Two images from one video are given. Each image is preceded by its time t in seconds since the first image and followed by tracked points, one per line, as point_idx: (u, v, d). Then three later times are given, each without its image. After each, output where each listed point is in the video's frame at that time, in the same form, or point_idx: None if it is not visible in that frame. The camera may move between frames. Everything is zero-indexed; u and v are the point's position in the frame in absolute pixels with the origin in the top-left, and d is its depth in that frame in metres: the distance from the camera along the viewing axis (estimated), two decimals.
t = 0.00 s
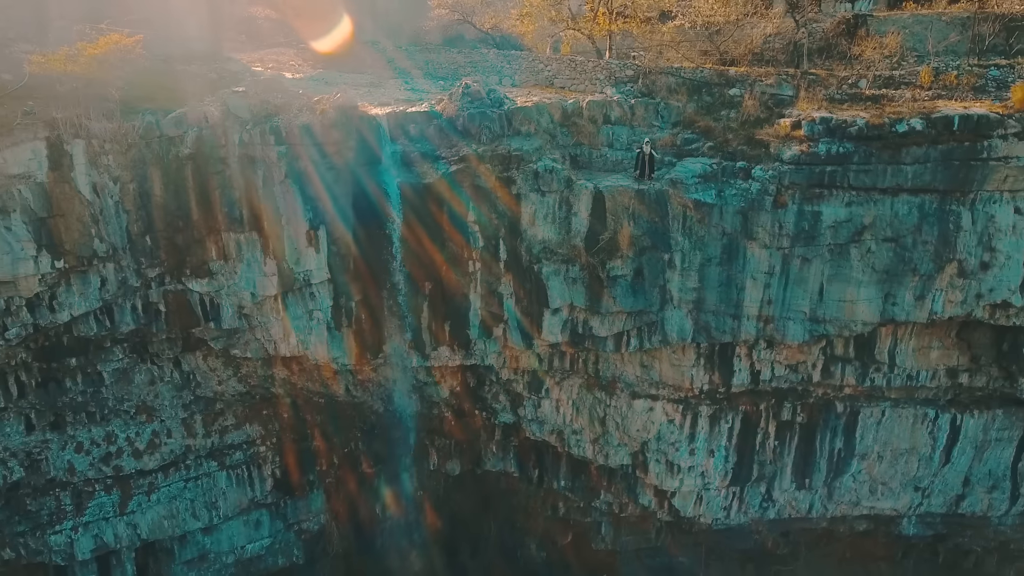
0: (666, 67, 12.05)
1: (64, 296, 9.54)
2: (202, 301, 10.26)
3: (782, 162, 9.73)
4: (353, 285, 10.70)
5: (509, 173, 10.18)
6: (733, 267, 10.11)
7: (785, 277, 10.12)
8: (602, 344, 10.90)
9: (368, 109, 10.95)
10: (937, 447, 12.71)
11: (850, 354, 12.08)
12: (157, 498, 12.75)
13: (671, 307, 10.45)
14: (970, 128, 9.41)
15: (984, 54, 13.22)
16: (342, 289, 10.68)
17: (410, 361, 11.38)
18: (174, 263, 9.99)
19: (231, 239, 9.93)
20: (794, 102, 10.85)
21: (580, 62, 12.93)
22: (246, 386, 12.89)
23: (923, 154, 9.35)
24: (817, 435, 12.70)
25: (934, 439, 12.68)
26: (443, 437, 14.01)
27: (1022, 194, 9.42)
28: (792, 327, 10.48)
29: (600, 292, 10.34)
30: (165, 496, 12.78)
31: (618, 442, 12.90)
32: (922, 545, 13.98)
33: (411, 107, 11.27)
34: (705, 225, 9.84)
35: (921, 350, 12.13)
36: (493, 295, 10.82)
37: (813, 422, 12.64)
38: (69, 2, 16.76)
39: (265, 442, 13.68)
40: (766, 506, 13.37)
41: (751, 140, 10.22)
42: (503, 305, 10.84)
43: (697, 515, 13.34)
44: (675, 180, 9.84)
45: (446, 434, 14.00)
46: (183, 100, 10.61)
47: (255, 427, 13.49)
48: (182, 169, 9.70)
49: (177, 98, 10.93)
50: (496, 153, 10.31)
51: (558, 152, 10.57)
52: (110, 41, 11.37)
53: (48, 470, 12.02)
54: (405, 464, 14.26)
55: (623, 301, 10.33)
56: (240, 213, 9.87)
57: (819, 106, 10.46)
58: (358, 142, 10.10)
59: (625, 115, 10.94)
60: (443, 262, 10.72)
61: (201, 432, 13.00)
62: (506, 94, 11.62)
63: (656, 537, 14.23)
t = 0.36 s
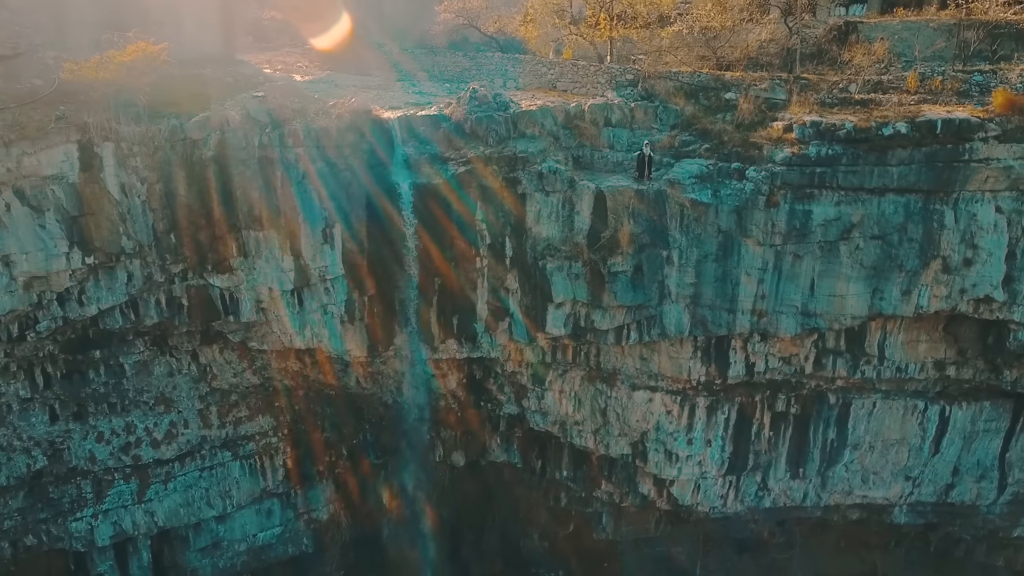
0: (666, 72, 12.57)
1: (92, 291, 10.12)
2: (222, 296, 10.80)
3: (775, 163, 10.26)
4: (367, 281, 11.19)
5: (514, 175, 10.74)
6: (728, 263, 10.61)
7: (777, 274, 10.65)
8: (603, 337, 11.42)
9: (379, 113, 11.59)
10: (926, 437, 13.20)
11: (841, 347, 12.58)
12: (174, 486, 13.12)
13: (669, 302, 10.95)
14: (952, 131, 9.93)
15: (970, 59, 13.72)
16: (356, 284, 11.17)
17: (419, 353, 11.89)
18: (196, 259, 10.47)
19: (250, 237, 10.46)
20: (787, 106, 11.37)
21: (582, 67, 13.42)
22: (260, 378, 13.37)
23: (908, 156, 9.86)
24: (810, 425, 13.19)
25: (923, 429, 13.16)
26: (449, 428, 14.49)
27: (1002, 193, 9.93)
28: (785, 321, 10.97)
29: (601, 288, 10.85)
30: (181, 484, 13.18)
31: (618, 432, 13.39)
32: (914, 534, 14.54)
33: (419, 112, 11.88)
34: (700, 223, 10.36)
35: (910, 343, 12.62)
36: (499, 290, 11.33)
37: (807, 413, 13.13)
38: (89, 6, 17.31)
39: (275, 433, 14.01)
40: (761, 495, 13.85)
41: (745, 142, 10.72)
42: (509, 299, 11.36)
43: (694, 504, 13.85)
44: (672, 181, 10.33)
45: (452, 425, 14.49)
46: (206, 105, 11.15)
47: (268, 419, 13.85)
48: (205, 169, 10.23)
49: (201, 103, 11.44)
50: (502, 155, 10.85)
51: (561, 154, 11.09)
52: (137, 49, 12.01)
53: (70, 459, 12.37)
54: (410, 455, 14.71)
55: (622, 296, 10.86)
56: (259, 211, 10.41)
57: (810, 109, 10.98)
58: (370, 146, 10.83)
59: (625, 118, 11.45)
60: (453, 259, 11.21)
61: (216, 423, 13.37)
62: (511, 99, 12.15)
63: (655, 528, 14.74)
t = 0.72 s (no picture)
0: (664, 75, 13.08)
1: (118, 285, 10.67)
2: (241, 291, 11.31)
3: (768, 163, 10.77)
4: (379, 276, 11.72)
5: (519, 175, 11.25)
6: (724, 259, 11.12)
7: (770, 269, 11.15)
8: (604, 329, 11.94)
9: (391, 115, 12.08)
10: (918, 428, 13.54)
11: (833, 339, 13.08)
12: (189, 476, 13.27)
13: (667, 296, 11.46)
14: (937, 133, 10.45)
15: (956, 64, 14.24)
16: (369, 279, 11.69)
17: (428, 346, 12.42)
18: (217, 256, 11.07)
19: (269, 234, 11.00)
20: (780, 108, 11.88)
21: (584, 70, 13.92)
22: (274, 370, 13.55)
23: (894, 157, 10.40)
24: (805, 415, 13.63)
25: (913, 421, 13.54)
26: (455, 420, 14.99)
27: (984, 193, 10.44)
28: (778, 314, 11.47)
29: (603, 282, 11.35)
30: (196, 473, 13.34)
31: (619, 422, 13.88)
32: (906, 523, 15.03)
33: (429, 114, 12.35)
34: (697, 221, 10.87)
35: (899, 336, 13.10)
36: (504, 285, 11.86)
37: (800, 404, 13.59)
38: (107, 10, 17.43)
39: (288, 425, 14.24)
40: (757, 483, 14.25)
41: (740, 143, 11.22)
42: (514, 294, 11.89)
43: (692, 492, 14.21)
44: (670, 181, 10.82)
45: (458, 416, 14.99)
46: (225, 108, 11.69)
47: (280, 411, 14.04)
48: (226, 170, 10.81)
49: (220, 106, 11.95)
50: (509, 155, 11.37)
51: (564, 155, 11.57)
52: (160, 55, 12.41)
53: (90, 448, 12.51)
54: (417, 445, 15.19)
55: (622, 291, 11.37)
56: (278, 210, 10.95)
57: (802, 112, 11.51)
58: (383, 147, 11.26)
59: (626, 120, 11.95)
60: (462, 254, 11.71)
61: (231, 414, 13.52)
62: (516, 101, 12.66)
63: (655, 518, 15.23)
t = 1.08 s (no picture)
0: (662, 79, 13.62)
1: (141, 280, 11.26)
2: (257, 285, 11.88)
3: (760, 163, 11.31)
4: (388, 271, 12.26)
5: (523, 175, 11.77)
6: (718, 256, 11.65)
7: (763, 265, 11.68)
8: (604, 322, 12.44)
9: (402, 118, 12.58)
10: (907, 418, 14.04)
11: (824, 333, 13.59)
12: (203, 465, 13.73)
13: (665, 291, 11.99)
14: (921, 134, 10.96)
15: (942, 68, 14.77)
16: (379, 274, 12.23)
17: (435, 338, 12.98)
18: (235, 252, 11.62)
19: (284, 232, 11.56)
20: (773, 111, 12.43)
21: (584, 73, 14.43)
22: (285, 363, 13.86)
23: (880, 158, 10.93)
24: (798, 406, 14.14)
25: (903, 412, 14.03)
26: (460, 411, 15.50)
27: (967, 192, 10.95)
28: (770, 308, 11.98)
29: (603, 277, 11.90)
30: (211, 463, 13.78)
31: (619, 413, 14.36)
32: (898, 512, 15.53)
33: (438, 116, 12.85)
34: (692, 219, 11.40)
35: (888, 329, 13.57)
36: (508, 280, 12.40)
37: (794, 396, 14.09)
38: (123, 13, 17.61)
39: (297, 416, 14.67)
40: (752, 473, 14.76)
41: (734, 145, 11.75)
42: (518, 289, 12.44)
43: (689, 481, 14.74)
44: (667, 181, 11.33)
45: (463, 408, 15.51)
46: (243, 112, 12.27)
47: (291, 403, 14.46)
48: (243, 170, 11.37)
49: (239, 110, 12.53)
50: (513, 156, 11.90)
51: (565, 156, 12.09)
52: (184, 63, 13.00)
53: (110, 437, 12.94)
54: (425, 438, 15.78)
55: (622, 286, 11.92)
56: (293, 209, 11.49)
57: (793, 114, 12.06)
58: (393, 148, 11.76)
59: (625, 122, 12.48)
60: (469, 249, 12.23)
61: (244, 406, 14.01)
62: (519, 103, 13.18)
63: (653, 509, 15.89)
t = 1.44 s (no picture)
0: (660, 83, 14.19)
1: (163, 275, 11.88)
2: (273, 281, 12.48)
3: (752, 164, 11.87)
4: (398, 267, 12.84)
5: (526, 176, 12.34)
6: (713, 253, 12.21)
7: (755, 262, 12.23)
8: (604, 316, 12.99)
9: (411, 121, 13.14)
10: (896, 410, 14.53)
11: (815, 327, 14.14)
12: (217, 454, 14.16)
13: (661, 287, 12.57)
14: (905, 137, 11.51)
15: (929, 73, 15.35)
16: (389, 270, 12.81)
17: (442, 332, 13.50)
18: (252, 248, 12.18)
19: (299, 229, 12.12)
20: (766, 114, 13.01)
21: (585, 77, 14.99)
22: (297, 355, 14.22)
23: (866, 160, 11.49)
24: (791, 399, 14.67)
25: (893, 404, 14.51)
26: (465, 403, 16.05)
27: (950, 192, 11.52)
28: (763, 303, 12.50)
29: (602, 273, 12.47)
30: (225, 452, 14.19)
31: (618, 404, 14.90)
32: (888, 502, 16.12)
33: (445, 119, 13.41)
34: (688, 218, 11.96)
35: (877, 324, 14.07)
36: (512, 276, 12.95)
37: (788, 388, 14.61)
38: (139, 19, 17.98)
39: (308, 408, 15.14)
40: (747, 463, 15.30)
41: (728, 147, 12.31)
42: (521, 284, 12.97)
43: (687, 471, 15.22)
44: (663, 183, 11.91)
45: (468, 400, 16.08)
46: (260, 115, 12.85)
47: (301, 395, 14.92)
48: (261, 170, 11.93)
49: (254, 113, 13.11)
50: (517, 157, 12.46)
51: (567, 157, 12.65)
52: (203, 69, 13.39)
53: (128, 428, 13.34)
54: (431, 428, 16.39)
55: (619, 282, 12.50)
56: (307, 208, 12.06)
57: (785, 118, 12.64)
58: (403, 150, 12.34)
59: (624, 125, 13.04)
60: (475, 246, 12.82)
61: (257, 397, 14.35)
62: (523, 107, 13.73)
63: (651, 499, 16.49)
